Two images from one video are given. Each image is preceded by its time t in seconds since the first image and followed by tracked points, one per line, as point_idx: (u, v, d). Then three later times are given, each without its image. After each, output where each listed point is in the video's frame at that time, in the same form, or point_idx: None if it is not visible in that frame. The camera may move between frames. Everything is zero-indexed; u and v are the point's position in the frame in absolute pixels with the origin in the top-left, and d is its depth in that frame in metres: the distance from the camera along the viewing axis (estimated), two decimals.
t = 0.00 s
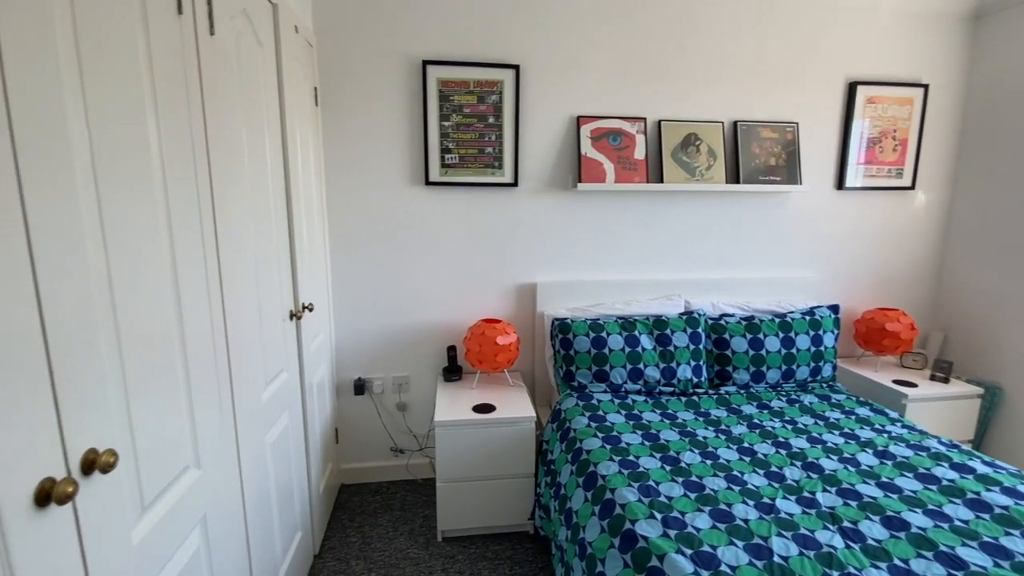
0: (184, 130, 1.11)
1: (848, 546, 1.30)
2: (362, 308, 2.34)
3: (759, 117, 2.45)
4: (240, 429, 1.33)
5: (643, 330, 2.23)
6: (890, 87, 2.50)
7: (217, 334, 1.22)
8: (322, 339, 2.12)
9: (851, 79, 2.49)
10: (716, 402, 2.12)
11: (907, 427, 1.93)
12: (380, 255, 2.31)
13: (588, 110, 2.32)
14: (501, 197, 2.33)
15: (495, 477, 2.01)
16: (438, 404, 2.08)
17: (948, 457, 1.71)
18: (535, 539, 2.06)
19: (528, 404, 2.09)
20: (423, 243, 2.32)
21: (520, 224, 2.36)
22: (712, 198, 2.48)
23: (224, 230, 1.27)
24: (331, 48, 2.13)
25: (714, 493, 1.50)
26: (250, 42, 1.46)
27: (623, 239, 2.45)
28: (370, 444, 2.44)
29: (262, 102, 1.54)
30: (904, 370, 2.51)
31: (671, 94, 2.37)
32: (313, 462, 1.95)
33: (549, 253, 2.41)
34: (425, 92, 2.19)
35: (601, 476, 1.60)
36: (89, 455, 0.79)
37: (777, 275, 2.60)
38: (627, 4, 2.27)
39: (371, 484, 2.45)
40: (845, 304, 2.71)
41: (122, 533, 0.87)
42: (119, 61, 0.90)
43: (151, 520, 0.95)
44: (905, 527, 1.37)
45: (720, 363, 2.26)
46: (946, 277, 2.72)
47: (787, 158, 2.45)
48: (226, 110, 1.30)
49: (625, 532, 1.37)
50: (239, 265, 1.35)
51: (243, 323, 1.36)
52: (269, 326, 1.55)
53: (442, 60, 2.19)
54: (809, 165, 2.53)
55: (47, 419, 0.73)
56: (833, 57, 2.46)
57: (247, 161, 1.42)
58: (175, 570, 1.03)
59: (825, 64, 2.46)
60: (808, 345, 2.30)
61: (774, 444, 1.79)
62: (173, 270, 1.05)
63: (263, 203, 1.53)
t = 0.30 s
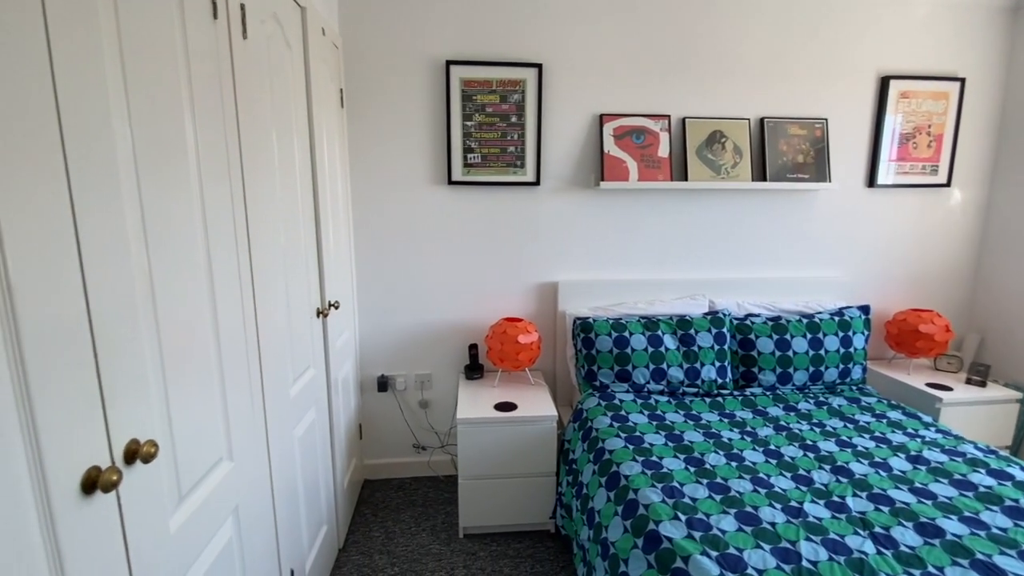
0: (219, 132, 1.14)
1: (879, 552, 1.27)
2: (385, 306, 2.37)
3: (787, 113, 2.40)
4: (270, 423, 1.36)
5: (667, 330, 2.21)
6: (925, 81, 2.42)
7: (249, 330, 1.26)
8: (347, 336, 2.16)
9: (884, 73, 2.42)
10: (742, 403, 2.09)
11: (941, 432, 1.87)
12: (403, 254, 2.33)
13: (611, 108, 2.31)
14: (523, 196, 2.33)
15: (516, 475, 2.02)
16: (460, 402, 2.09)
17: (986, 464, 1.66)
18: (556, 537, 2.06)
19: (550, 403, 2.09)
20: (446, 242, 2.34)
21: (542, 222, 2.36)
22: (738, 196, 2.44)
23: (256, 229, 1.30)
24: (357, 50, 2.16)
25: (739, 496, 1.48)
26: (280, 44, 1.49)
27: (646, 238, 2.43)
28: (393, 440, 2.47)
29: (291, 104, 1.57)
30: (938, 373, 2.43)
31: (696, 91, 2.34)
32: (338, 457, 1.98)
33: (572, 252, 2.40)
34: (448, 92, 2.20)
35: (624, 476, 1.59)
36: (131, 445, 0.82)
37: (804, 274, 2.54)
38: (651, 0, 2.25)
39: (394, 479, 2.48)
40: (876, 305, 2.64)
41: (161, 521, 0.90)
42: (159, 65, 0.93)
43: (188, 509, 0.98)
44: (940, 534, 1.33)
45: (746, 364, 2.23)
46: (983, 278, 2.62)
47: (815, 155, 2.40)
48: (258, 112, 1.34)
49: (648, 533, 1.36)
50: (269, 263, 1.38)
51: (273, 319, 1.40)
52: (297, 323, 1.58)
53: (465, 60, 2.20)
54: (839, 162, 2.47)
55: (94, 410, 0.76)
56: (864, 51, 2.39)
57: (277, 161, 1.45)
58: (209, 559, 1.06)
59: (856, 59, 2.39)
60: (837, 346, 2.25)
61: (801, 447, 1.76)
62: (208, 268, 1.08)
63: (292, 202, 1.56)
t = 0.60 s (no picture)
0: (249, 133, 1.17)
1: (911, 559, 1.23)
2: (407, 304, 2.39)
3: (814, 109, 2.35)
4: (297, 418, 1.39)
5: (689, 330, 2.18)
6: (960, 75, 2.35)
7: (276, 327, 1.28)
8: (369, 334, 2.19)
9: (916, 67, 2.35)
10: (766, 405, 2.05)
11: (976, 437, 1.81)
12: (425, 253, 2.35)
13: (633, 106, 2.29)
14: (544, 194, 2.33)
15: (537, 474, 2.02)
16: (481, 400, 2.10)
17: None
18: (576, 537, 2.06)
19: (570, 402, 2.09)
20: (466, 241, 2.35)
21: (563, 221, 2.35)
22: (763, 194, 2.40)
23: (283, 227, 1.33)
24: (380, 51, 2.19)
25: (764, 499, 1.46)
26: (307, 47, 1.52)
27: (668, 237, 2.40)
28: (413, 437, 2.50)
29: (317, 104, 1.60)
30: (973, 376, 2.35)
31: (720, 87, 2.30)
32: (361, 453, 2.01)
33: (592, 251, 2.39)
34: (469, 91, 2.21)
35: (646, 477, 1.58)
36: (167, 437, 0.85)
37: (832, 274, 2.49)
38: None
39: (415, 476, 2.51)
40: (907, 305, 2.57)
41: (194, 511, 0.93)
42: (193, 68, 0.96)
43: (219, 500, 1.01)
44: (975, 541, 1.28)
45: (771, 366, 2.19)
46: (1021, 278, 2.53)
47: (844, 151, 2.35)
48: (285, 112, 1.36)
49: (671, 534, 1.35)
50: (296, 261, 1.41)
51: (299, 317, 1.42)
52: (323, 321, 1.61)
53: (486, 59, 2.21)
54: (868, 159, 2.41)
55: (132, 403, 0.78)
56: (895, 45, 2.33)
57: (304, 161, 1.48)
58: (239, 551, 1.08)
59: (887, 52, 2.33)
60: (865, 348, 2.19)
61: (829, 450, 1.72)
62: (238, 265, 1.10)
63: (317, 202, 1.59)
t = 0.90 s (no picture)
0: (276, 134, 1.19)
1: (943, 567, 1.20)
2: (427, 303, 2.41)
3: (841, 106, 2.30)
4: (320, 414, 1.41)
5: (711, 330, 2.15)
6: (995, 68, 2.27)
7: (301, 325, 1.31)
8: (390, 332, 2.21)
9: (949, 61, 2.28)
10: (790, 407, 2.01)
11: (1012, 442, 1.75)
12: (445, 252, 2.37)
13: (654, 104, 2.27)
14: (563, 193, 2.32)
15: (556, 474, 2.02)
16: (500, 399, 2.11)
17: None
18: (595, 538, 2.05)
19: (590, 402, 2.08)
20: (485, 240, 2.36)
21: (582, 220, 2.35)
22: (788, 193, 2.35)
23: (308, 227, 1.35)
24: (401, 52, 2.21)
25: (789, 502, 1.43)
26: (331, 49, 1.54)
27: (689, 236, 2.37)
28: (432, 435, 2.51)
29: (340, 105, 1.62)
30: (1008, 380, 2.27)
31: (743, 84, 2.27)
32: (381, 450, 2.03)
33: (612, 251, 2.38)
34: (490, 91, 2.22)
35: (667, 478, 1.57)
36: (198, 431, 0.87)
37: (859, 274, 2.43)
38: None
39: (434, 473, 2.52)
40: (938, 306, 2.49)
41: (223, 504, 0.95)
42: (223, 71, 0.98)
43: (246, 494, 1.03)
44: (1012, 550, 1.24)
45: (796, 367, 2.15)
46: None
47: (872, 148, 2.29)
48: (310, 114, 1.39)
49: (693, 536, 1.33)
50: (320, 260, 1.43)
51: (323, 314, 1.45)
52: (345, 319, 1.64)
53: (506, 59, 2.21)
54: (897, 156, 2.35)
55: (165, 397, 0.80)
56: (927, 38, 2.26)
57: (328, 162, 1.50)
58: (265, 543, 1.11)
59: (918, 46, 2.26)
60: (894, 350, 2.14)
61: (856, 455, 1.68)
62: (265, 263, 1.13)
63: (341, 201, 1.61)
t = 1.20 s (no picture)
0: (297, 136, 1.21)
1: None
2: (444, 302, 2.42)
3: (867, 102, 2.24)
4: (340, 412, 1.43)
5: (732, 331, 2.12)
6: None
7: (322, 323, 1.32)
8: (408, 331, 2.23)
9: (981, 54, 2.21)
10: (814, 410, 1.97)
11: None
12: (462, 252, 2.38)
13: (674, 102, 2.24)
14: (581, 193, 2.31)
15: (573, 474, 2.01)
16: (517, 398, 2.11)
17: None
18: (612, 539, 2.03)
19: (607, 403, 2.07)
20: (502, 240, 2.36)
21: (600, 220, 2.33)
22: (811, 191, 2.30)
23: (329, 227, 1.37)
24: (420, 53, 2.22)
25: (813, 507, 1.40)
26: (351, 50, 1.56)
27: (709, 235, 2.34)
28: (449, 434, 2.53)
29: (360, 106, 1.64)
30: None
31: (765, 80, 2.23)
32: (399, 448, 2.05)
33: (630, 250, 2.36)
34: (508, 91, 2.22)
35: (687, 481, 1.55)
36: (223, 427, 0.89)
37: (885, 274, 2.37)
38: None
39: (451, 472, 2.54)
40: (969, 308, 2.41)
41: (246, 499, 0.97)
42: (247, 74, 1.00)
43: (269, 489, 1.05)
44: None
45: (819, 370, 2.10)
46: None
47: (900, 145, 2.23)
48: (331, 115, 1.41)
49: (713, 540, 1.32)
50: (341, 260, 1.45)
51: (343, 313, 1.46)
52: (365, 318, 1.65)
53: (524, 58, 2.21)
54: (926, 153, 2.28)
55: (192, 393, 0.82)
56: (958, 31, 2.19)
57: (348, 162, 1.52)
58: (286, 538, 1.13)
59: (948, 40, 2.20)
60: (923, 353, 2.08)
61: (883, 460, 1.64)
62: (287, 262, 1.15)
63: (360, 201, 1.63)
